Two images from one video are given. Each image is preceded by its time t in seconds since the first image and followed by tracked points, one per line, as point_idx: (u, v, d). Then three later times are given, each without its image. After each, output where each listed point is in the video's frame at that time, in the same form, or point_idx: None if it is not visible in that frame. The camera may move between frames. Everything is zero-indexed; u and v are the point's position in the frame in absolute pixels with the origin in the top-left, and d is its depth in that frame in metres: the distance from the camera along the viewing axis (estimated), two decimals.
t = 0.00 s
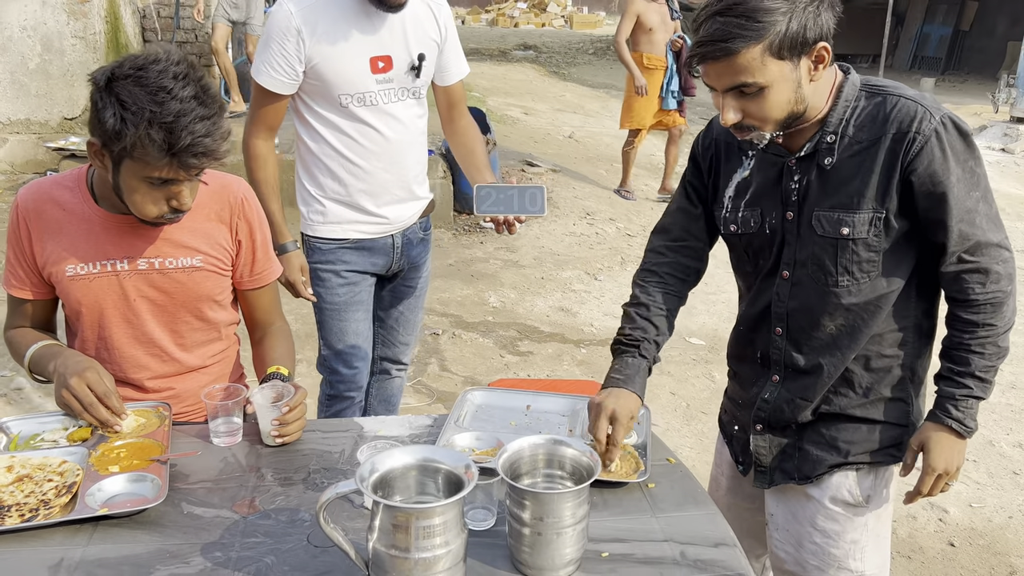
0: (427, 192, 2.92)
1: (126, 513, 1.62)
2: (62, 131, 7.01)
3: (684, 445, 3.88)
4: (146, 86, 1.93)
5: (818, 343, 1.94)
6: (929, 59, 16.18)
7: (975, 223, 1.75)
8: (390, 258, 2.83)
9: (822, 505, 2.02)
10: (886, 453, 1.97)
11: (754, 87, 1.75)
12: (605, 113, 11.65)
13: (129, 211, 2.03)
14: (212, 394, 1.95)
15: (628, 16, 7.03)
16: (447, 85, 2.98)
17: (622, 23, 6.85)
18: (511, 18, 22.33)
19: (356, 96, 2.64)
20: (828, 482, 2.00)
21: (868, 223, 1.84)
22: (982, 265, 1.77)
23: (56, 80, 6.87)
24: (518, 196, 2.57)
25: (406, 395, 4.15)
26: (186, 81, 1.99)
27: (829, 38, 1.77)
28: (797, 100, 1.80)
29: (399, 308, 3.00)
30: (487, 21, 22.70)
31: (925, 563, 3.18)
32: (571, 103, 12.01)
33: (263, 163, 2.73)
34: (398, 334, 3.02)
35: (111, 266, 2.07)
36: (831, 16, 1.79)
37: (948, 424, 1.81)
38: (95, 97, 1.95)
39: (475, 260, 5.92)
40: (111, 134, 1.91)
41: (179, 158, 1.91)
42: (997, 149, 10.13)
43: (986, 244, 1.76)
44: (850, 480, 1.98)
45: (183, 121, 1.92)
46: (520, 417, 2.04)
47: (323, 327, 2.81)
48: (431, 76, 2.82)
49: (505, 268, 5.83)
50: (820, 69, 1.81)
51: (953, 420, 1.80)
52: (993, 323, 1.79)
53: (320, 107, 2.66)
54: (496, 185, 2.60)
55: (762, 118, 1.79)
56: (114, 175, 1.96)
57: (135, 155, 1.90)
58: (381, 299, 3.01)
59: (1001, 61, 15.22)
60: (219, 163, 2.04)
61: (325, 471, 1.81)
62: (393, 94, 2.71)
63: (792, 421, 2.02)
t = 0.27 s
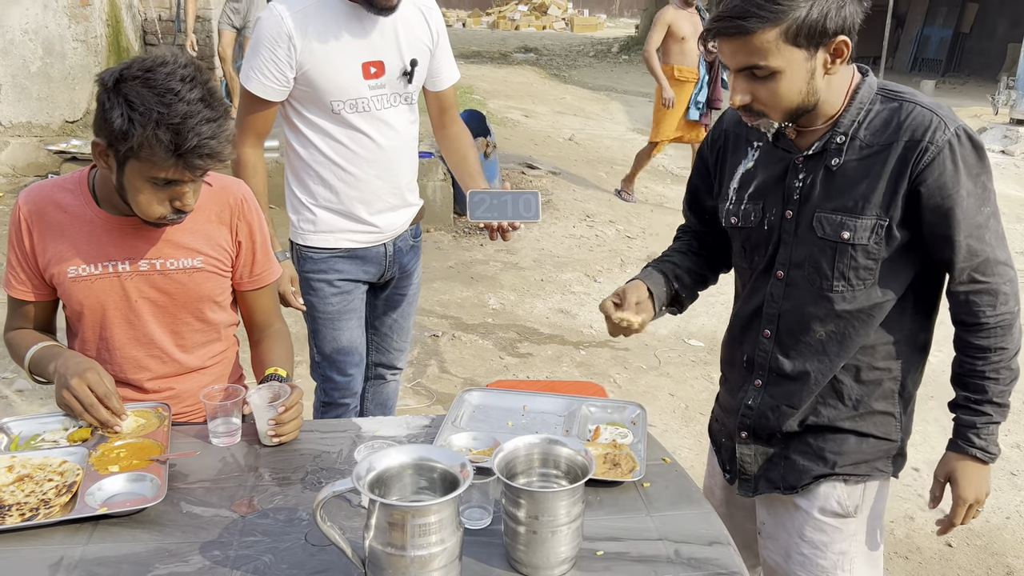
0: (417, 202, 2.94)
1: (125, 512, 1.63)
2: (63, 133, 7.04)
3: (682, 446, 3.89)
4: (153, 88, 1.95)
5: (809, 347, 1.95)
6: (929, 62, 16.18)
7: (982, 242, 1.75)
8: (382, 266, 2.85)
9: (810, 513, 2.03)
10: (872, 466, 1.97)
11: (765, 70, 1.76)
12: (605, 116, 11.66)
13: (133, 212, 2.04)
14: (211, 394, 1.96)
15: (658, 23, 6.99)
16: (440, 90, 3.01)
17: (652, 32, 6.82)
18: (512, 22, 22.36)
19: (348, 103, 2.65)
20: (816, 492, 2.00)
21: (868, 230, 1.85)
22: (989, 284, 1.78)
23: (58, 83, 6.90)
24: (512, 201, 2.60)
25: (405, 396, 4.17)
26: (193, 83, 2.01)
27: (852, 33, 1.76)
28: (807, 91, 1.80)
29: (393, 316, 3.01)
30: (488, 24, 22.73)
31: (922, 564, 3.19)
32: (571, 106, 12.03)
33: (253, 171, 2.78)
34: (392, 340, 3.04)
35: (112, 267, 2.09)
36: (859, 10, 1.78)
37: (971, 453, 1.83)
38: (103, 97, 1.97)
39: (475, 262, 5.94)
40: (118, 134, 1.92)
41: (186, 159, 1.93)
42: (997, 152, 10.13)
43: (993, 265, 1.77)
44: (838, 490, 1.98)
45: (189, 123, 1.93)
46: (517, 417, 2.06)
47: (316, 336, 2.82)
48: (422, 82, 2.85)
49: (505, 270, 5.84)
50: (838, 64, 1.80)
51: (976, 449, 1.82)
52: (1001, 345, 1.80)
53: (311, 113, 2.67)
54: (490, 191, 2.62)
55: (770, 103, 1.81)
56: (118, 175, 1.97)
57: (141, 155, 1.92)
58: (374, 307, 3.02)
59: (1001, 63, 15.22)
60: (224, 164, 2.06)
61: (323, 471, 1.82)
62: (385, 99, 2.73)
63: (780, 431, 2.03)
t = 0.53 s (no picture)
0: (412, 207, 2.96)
1: (123, 514, 1.65)
2: (64, 138, 7.06)
3: (680, 450, 3.90)
4: (154, 90, 1.97)
5: (777, 340, 1.97)
6: (929, 65, 16.19)
7: (945, 241, 1.75)
8: (375, 273, 2.87)
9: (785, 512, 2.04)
10: (847, 469, 1.98)
11: (739, 50, 1.78)
12: (605, 120, 11.68)
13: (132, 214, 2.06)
14: (209, 397, 1.97)
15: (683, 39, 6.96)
16: (432, 95, 3.03)
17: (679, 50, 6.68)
18: (512, 26, 22.39)
19: (340, 107, 2.67)
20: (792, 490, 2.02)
21: (830, 223, 1.87)
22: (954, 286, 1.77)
23: (58, 88, 6.92)
24: (505, 206, 2.62)
25: (404, 400, 4.18)
26: (194, 86, 2.03)
27: (827, 30, 1.79)
28: (779, 79, 1.82)
29: (388, 322, 3.02)
30: (488, 28, 22.75)
31: (919, 566, 3.20)
32: (571, 110, 12.05)
33: (243, 176, 2.78)
34: (387, 346, 3.06)
35: (111, 270, 2.10)
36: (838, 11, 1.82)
37: (929, 457, 1.81)
38: (104, 100, 1.98)
39: (474, 266, 5.96)
40: (119, 136, 1.94)
41: (186, 160, 1.95)
42: (997, 155, 10.15)
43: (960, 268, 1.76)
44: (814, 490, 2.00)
45: (190, 125, 1.95)
46: (513, 420, 2.07)
47: (310, 341, 2.84)
48: (414, 87, 2.87)
49: (504, 273, 5.86)
50: (812, 60, 1.83)
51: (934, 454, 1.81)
52: (965, 349, 1.78)
53: (303, 118, 2.69)
54: (483, 196, 2.64)
55: (742, 85, 1.83)
56: (118, 176, 1.99)
57: (142, 157, 1.94)
58: (369, 313, 3.03)
59: (1001, 67, 15.24)
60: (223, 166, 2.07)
61: (319, 473, 1.83)
62: (377, 104, 2.75)
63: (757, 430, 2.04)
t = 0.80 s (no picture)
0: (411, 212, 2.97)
1: (123, 517, 1.66)
2: (67, 143, 7.08)
3: (680, 454, 3.91)
4: (157, 96, 1.98)
5: (770, 349, 1.98)
6: (931, 70, 16.20)
7: (929, 245, 1.76)
8: (372, 277, 2.88)
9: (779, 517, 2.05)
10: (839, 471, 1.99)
11: (722, 70, 1.79)
12: (606, 125, 11.70)
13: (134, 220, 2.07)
14: (209, 401, 1.98)
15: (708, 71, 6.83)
16: (431, 100, 3.05)
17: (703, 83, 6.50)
18: (514, 31, 22.42)
19: (337, 112, 2.69)
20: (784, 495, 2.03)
21: (818, 232, 1.88)
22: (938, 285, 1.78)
23: (61, 93, 6.94)
24: (503, 210, 2.63)
25: (405, 404, 4.19)
26: (196, 92, 2.04)
27: (806, 40, 1.82)
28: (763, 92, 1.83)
29: (386, 326, 3.04)
30: (490, 33, 22.78)
31: (918, 571, 3.20)
32: (573, 115, 12.07)
33: (244, 181, 2.80)
34: (386, 351, 3.07)
35: (112, 274, 2.12)
36: (813, 20, 1.85)
37: (875, 432, 1.81)
38: (107, 106, 2.00)
39: (475, 270, 5.97)
40: (122, 142, 1.95)
41: (188, 165, 1.96)
42: (998, 161, 10.15)
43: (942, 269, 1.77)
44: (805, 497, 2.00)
45: (192, 130, 1.97)
46: (512, 424, 2.08)
47: (309, 345, 2.85)
48: (412, 92, 2.88)
49: (505, 278, 5.87)
50: (793, 71, 1.85)
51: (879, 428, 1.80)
52: (943, 344, 1.79)
53: (301, 123, 2.71)
54: (481, 200, 2.66)
55: (726, 102, 1.83)
56: (120, 182, 2.00)
57: (144, 162, 1.95)
58: (368, 318, 3.05)
59: (1002, 73, 15.24)
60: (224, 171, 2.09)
61: (319, 477, 1.84)
62: (375, 109, 2.76)
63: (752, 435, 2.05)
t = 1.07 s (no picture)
0: (415, 217, 2.98)
1: (128, 520, 1.67)
2: (72, 147, 7.10)
3: (682, 460, 3.91)
4: (167, 103, 2.00)
5: (785, 393, 1.97)
6: (934, 76, 16.20)
7: (941, 298, 1.69)
8: (376, 281, 2.89)
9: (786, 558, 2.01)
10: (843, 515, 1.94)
11: (741, 80, 1.73)
12: (609, 130, 11.71)
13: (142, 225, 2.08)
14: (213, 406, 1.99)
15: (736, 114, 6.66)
16: (435, 106, 3.06)
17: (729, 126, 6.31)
18: (518, 36, 22.47)
19: (342, 116, 2.70)
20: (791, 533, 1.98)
21: (832, 280, 1.84)
22: (945, 336, 1.69)
23: (67, 98, 6.97)
24: (505, 216, 2.65)
25: (408, 409, 4.20)
26: (206, 99, 2.06)
27: (830, 58, 1.77)
28: (783, 108, 1.77)
29: (390, 331, 3.05)
30: (494, 38, 22.82)
31: None
32: (576, 121, 12.09)
33: (252, 185, 2.83)
34: (389, 355, 3.08)
35: (119, 279, 2.13)
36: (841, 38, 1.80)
37: (820, 460, 1.63)
38: (117, 112, 2.02)
39: (478, 275, 5.98)
40: (132, 147, 1.97)
41: (197, 171, 1.98)
42: (1002, 167, 10.14)
43: (955, 320, 1.69)
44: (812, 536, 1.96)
45: (201, 137, 1.98)
46: (515, 429, 2.09)
47: (313, 348, 2.86)
48: (416, 98, 2.89)
49: (508, 283, 5.88)
50: (815, 88, 1.79)
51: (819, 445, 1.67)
52: (934, 394, 1.67)
53: (306, 127, 2.73)
54: (484, 205, 2.67)
55: (743, 114, 1.76)
56: (129, 187, 2.01)
57: (154, 168, 1.97)
58: (372, 322, 3.06)
59: (1006, 79, 15.23)
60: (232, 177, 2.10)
61: (322, 481, 1.85)
62: (379, 114, 2.77)
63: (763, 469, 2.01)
